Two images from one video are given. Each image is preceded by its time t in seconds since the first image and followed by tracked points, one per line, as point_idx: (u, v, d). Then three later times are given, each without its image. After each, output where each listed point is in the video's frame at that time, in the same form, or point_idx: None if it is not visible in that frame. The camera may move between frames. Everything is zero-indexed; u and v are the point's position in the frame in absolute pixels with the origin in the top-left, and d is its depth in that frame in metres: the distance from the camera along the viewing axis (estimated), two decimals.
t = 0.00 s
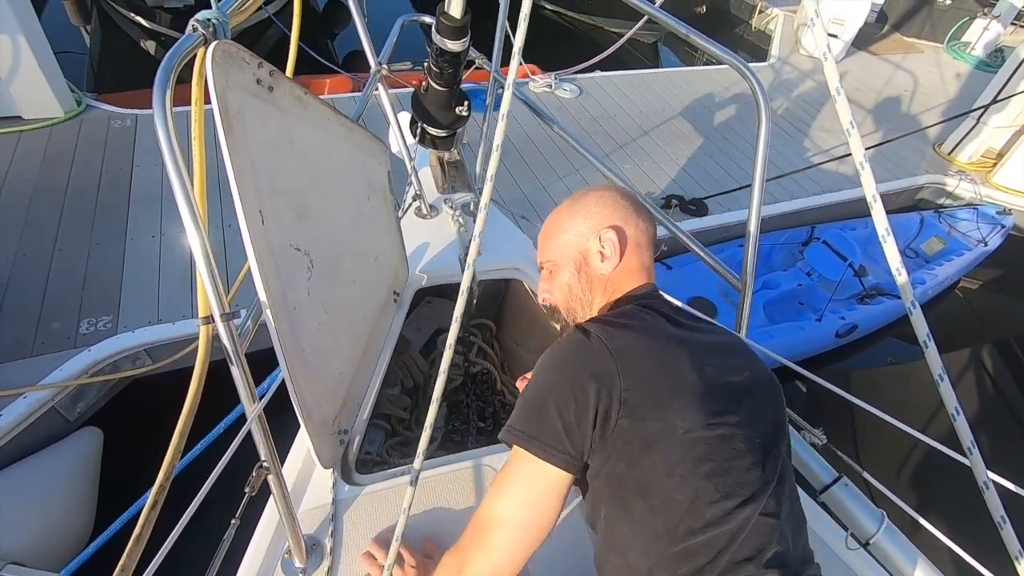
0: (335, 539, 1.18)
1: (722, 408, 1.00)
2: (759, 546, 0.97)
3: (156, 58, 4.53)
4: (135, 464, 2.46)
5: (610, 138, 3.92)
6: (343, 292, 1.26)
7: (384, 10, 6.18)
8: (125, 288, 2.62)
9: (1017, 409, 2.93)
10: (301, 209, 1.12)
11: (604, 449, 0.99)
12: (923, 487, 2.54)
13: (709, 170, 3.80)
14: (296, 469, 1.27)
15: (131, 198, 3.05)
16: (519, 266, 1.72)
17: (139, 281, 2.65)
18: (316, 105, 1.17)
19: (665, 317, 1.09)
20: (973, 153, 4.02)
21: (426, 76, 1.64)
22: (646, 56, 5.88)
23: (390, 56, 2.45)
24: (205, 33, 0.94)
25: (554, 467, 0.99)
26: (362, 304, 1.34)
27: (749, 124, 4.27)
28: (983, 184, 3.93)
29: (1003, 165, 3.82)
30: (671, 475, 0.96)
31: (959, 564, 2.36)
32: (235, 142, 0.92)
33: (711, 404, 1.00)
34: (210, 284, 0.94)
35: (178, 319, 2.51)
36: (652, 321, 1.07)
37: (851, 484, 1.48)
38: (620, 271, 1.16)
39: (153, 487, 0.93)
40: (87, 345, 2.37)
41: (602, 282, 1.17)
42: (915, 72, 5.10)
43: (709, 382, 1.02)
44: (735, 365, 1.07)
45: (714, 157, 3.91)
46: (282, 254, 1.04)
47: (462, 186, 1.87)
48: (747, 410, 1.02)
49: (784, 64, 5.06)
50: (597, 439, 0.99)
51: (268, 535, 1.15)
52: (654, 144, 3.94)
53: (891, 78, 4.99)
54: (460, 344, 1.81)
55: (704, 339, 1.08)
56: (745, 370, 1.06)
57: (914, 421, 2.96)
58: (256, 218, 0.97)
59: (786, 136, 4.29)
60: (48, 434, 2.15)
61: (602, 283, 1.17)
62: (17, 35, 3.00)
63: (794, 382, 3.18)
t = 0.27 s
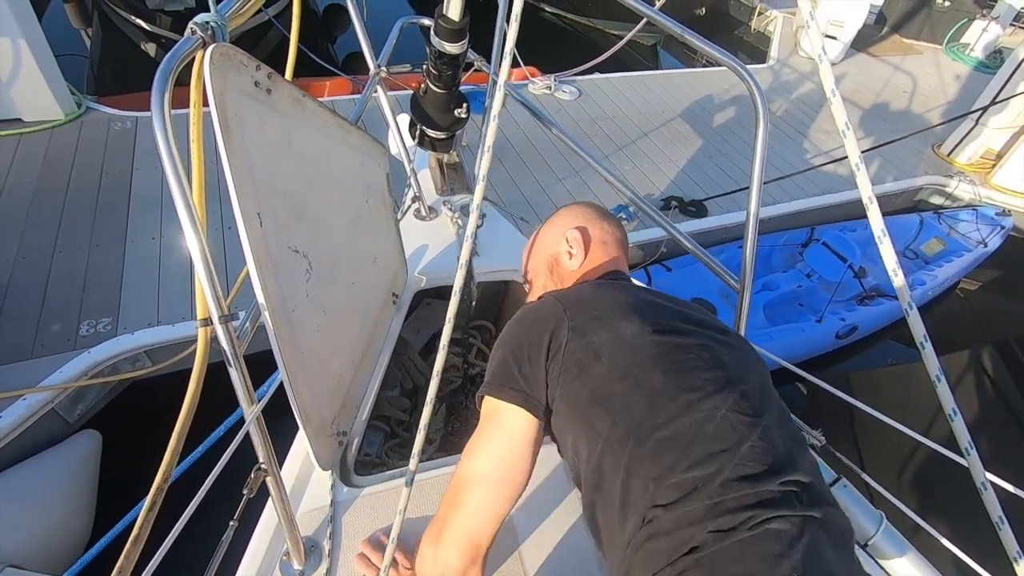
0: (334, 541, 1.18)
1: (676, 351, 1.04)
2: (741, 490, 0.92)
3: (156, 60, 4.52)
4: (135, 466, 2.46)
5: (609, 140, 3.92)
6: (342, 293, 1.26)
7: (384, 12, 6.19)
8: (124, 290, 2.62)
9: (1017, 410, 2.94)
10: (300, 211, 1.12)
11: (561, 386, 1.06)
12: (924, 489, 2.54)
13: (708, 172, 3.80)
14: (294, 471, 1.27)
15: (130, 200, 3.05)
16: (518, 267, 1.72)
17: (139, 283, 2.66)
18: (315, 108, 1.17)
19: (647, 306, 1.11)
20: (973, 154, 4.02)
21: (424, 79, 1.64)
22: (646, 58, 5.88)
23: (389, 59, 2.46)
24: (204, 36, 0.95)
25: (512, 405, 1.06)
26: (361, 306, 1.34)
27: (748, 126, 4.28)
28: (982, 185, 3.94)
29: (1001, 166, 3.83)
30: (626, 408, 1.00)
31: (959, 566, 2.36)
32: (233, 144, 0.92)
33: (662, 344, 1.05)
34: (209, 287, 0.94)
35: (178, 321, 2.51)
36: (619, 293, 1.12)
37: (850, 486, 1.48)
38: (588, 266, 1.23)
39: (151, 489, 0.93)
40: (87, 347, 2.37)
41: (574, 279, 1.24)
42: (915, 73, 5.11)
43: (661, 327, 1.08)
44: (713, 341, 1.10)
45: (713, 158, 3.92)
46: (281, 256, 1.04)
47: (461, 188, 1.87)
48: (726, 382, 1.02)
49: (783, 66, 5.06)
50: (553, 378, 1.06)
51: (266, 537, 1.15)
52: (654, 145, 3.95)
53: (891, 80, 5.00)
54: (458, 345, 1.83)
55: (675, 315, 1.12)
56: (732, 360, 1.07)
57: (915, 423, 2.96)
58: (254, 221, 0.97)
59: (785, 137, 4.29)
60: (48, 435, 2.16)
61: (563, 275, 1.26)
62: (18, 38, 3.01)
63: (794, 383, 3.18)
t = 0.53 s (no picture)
0: (333, 541, 1.19)
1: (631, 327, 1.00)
2: (672, 444, 0.82)
3: (156, 61, 4.52)
4: (135, 466, 2.47)
5: (609, 141, 3.93)
6: (341, 294, 1.27)
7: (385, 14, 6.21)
8: (125, 291, 2.63)
9: (1017, 411, 2.94)
10: (299, 212, 1.12)
11: (516, 374, 1.06)
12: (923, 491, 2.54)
13: (707, 173, 3.81)
14: (294, 471, 1.27)
15: (130, 201, 3.05)
16: (517, 268, 1.72)
17: (139, 283, 2.66)
18: (315, 110, 1.18)
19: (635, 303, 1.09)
20: (972, 155, 4.03)
21: (423, 80, 1.65)
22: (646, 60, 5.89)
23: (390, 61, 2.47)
24: (204, 38, 0.95)
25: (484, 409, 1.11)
26: (361, 306, 1.35)
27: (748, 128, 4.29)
28: (981, 186, 3.94)
29: (1000, 167, 3.83)
30: (565, 378, 0.97)
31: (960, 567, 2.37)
32: (232, 145, 0.93)
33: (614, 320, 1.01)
34: (208, 287, 0.95)
35: (178, 321, 2.52)
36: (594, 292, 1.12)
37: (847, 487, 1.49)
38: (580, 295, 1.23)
39: (151, 488, 0.93)
40: (87, 347, 2.38)
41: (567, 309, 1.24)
42: (913, 75, 5.12)
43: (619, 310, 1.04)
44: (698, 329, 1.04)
45: (712, 160, 3.93)
46: (280, 256, 1.05)
47: (460, 189, 1.88)
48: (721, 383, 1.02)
49: (783, 67, 5.08)
50: (512, 371, 1.07)
51: (266, 535, 1.15)
52: (653, 146, 3.96)
53: (890, 82, 5.01)
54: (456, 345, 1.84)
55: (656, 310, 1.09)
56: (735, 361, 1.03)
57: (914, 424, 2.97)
58: (254, 221, 0.97)
59: (784, 139, 4.30)
60: (48, 435, 2.17)
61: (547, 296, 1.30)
62: (19, 39, 3.01)
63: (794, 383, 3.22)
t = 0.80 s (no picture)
0: (336, 542, 1.21)
1: (618, 392, 0.98)
2: (662, 539, 0.81)
3: (158, 67, 4.55)
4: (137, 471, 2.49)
5: (608, 147, 3.97)
6: (345, 301, 1.29)
7: (385, 21, 6.26)
8: (128, 296, 2.65)
9: (1013, 416, 2.96)
10: (305, 220, 1.15)
11: (500, 435, 1.04)
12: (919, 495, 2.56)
13: (704, 179, 3.85)
14: (298, 473, 1.29)
15: (133, 207, 3.08)
16: (516, 274, 1.75)
17: (142, 289, 2.69)
18: (320, 120, 1.21)
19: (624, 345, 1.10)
20: (967, 161, 4.07)
21: (425, 89, 1.68)
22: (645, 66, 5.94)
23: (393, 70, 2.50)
24: (213, 52, 0.98)
25: (467, 468, 1.07)
26: (364, 311, 1.38)
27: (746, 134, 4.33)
28: (976, 192, 3.98)
29: (994, 173, 3.87)
30: (549, 446, 0.95)
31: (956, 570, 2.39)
32: (241, 156, 0.95)
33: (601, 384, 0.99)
34: (217, 293, 0.97)
35: (180, 326, 2.54)
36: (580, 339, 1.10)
37: (842, 492, 1.51)
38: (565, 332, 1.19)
39: (162, 489, 0.96)
40: (91, 352, 2.40)
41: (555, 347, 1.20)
42: (909, 82, 5.17)
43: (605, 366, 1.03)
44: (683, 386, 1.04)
45: (710, 166, 3.96)
46: (286, 263, 1.07)
47: (460, 196, 1.91)
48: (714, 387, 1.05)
49: (780, 74, 5.12)
50: (495, 431, 1.05)
51: (271, 537, 1.17)
52: (651, 152, 3.99)
53: (886, 88, 5.06)
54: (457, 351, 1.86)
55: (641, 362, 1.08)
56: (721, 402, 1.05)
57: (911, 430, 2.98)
58: (261, 229, 1.00)
59: (781, 145, 4.34)
60: (51, 440, 2.19)
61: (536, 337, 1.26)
62: (23, 47, 3.04)
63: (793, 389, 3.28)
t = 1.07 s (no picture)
0: (339, 544, 1.25)
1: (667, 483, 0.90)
2: None
3: (155, 82, 4.61)
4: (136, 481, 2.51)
5: (601, 160, 4.03)
6: (347, 309, 1.33)
7: (380, 37, 6.35)
8: (128, 307, 2.68)
9: (1000, 421, 2.98)
10: (308, 231, 1.19)
11: (522, 511, 0.96)
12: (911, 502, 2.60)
13: (696, 191, 3.91)
14: (302, 475, 1.33)
15: (131, 220, 3.12)
16: (511, 283, 1.79)
17: (142, 301, 2.72)
18: (323, 135, 1.25)
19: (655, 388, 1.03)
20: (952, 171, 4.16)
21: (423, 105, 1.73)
22: (637, 80, 6.03)
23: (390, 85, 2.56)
24: (222, 71, 1.03)
25: (477, 540, 1.04)
26: (365, 319, 1.42)
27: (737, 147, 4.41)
28: (962, 202, 4.06)
29: (978, 184, 3.94)
30: (588, 551, 0.86)
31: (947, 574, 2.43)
32: (249, 171, 1.00)
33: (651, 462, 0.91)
34: (226, 302, 1.01)
35: (180, 338, 2.58)
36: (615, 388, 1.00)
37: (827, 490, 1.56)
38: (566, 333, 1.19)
39: (172, 491, 0.99)
40: (90, 363, 2.43)
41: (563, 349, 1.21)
42: (895, 95, 5.27)
43: (650, 443, 0.92)
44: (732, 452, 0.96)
45: (701, 178, 4.03)
46: (290, 273, 1.12)
47: (457, 208, 1.95)
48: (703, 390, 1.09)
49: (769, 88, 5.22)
50: (515, 502, 0.98)
51: (275, 537, 1.21)
52: (644, 165, 4.06)
53: (874, 102, 5.15)
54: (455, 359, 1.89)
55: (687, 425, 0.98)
56: (753, 447, 0.98)
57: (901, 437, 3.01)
58: (267, 240, 1.04)
59: (771, 157, 4.41)
60: (51, 450, 2.22)
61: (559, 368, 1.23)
62: (24, 63, 3.09)
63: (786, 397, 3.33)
